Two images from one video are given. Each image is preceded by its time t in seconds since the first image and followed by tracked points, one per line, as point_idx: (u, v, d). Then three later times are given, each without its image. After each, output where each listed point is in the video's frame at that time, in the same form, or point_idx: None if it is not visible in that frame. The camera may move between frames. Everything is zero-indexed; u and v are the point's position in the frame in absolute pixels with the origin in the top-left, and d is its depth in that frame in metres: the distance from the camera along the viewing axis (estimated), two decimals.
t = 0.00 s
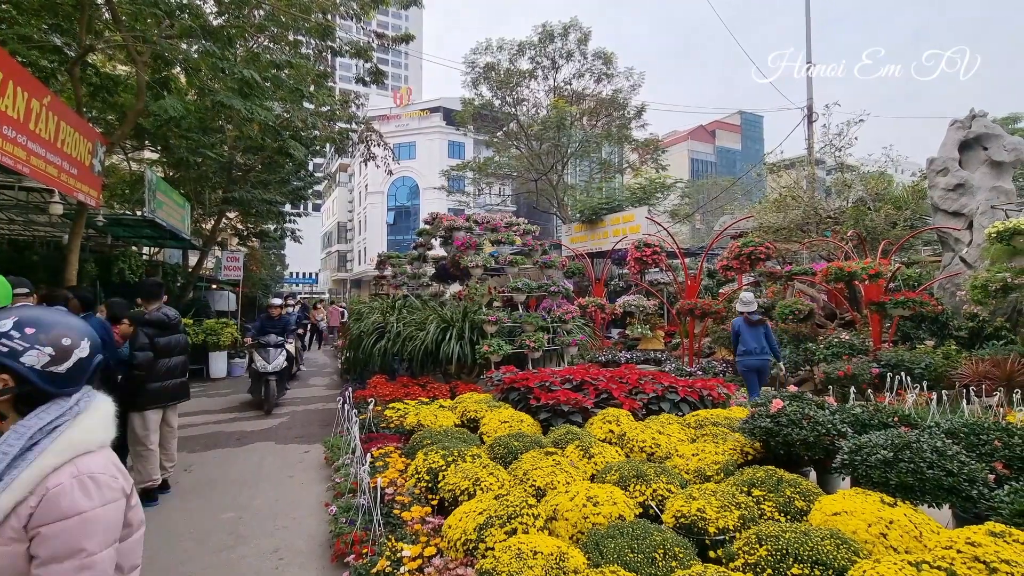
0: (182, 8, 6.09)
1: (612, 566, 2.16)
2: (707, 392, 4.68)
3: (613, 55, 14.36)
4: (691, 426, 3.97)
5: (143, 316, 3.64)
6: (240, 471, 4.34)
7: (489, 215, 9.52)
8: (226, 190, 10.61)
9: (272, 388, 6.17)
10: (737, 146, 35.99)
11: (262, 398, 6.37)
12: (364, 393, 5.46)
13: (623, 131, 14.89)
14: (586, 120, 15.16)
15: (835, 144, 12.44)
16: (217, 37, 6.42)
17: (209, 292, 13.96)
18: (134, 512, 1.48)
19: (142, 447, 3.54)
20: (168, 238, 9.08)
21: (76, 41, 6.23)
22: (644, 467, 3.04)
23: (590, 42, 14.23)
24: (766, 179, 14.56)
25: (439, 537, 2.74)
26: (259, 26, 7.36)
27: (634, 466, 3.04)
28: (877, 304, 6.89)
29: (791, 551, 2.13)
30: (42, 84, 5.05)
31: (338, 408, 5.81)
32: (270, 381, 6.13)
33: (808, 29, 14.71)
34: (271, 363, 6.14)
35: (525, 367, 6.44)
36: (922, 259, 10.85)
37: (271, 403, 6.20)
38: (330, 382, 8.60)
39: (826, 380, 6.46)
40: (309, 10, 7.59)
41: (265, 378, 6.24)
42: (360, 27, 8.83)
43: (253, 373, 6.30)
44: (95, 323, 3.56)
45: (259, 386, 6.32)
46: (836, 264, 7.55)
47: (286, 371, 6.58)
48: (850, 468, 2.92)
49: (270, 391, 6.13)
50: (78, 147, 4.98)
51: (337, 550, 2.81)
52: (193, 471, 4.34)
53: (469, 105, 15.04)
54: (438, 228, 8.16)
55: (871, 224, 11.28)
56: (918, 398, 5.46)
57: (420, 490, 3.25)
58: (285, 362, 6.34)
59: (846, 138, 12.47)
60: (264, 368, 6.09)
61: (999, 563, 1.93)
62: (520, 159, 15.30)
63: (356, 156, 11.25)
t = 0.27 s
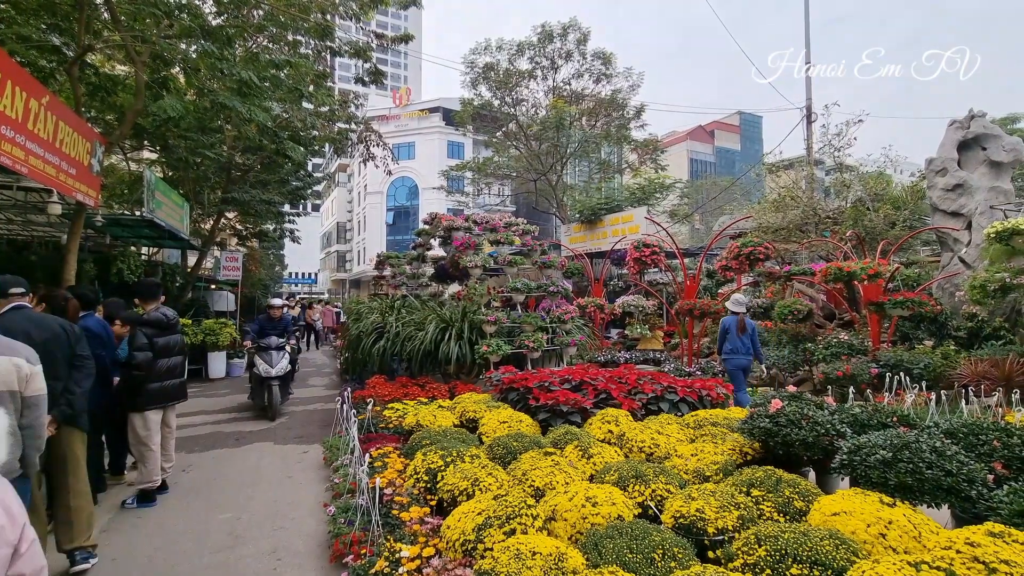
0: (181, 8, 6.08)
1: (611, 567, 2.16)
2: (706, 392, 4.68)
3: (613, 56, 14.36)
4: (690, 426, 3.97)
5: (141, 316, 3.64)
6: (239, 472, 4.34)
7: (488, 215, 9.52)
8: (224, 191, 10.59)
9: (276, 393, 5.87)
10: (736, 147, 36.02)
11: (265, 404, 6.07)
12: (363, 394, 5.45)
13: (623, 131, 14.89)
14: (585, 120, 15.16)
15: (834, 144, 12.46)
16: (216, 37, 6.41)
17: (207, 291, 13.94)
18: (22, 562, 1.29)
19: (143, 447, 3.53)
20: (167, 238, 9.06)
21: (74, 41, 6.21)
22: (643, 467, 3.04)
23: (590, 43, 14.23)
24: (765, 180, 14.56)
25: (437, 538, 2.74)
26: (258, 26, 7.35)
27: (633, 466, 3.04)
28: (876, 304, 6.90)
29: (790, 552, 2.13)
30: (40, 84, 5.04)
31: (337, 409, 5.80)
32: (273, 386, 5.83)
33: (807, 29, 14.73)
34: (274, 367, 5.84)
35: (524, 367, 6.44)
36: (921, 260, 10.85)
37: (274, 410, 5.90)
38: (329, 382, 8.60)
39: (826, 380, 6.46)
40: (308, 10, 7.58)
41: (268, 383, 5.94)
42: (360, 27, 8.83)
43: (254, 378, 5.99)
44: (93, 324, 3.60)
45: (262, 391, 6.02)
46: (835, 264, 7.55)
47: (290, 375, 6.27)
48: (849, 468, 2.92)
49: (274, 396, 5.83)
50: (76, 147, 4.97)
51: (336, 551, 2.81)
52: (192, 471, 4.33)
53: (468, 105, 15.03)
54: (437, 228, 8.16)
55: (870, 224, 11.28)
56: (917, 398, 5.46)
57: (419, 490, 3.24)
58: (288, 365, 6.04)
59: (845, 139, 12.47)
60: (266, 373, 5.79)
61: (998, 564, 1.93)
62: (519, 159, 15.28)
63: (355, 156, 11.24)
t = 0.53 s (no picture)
0: (179, 8, 6.07)
1: (611, 568, 2.15)
2: (706, 392, 4.67)
3: (612, 56, 14.35)
4: (689, 426, 3.97)
5: (139, 317, 3.62)
6: (237, 472, 4.33)
7: (487, 215, 9.51)
8: (223, 190, 10.57)
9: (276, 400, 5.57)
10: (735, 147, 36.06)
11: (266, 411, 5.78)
12: (361, 394, 5.43)
13: (622, 131, 14.88)
14: (584, 120, 15.15)
15: (833, 144, 12.46)
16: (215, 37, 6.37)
17: (206, 292, 13.92)
18: None
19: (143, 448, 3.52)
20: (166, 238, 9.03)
21: (72, 40, 6.19)
22: (643, 468, 3.03)
23: (589, 43, 14.23)
24: (764, 180, 14.56)
25: (437, 538, 2.73)
26: (256, 26, 7.32)
27: (633, 466, 3.04)
28: (875, 304, 6.89)
29: (790, 553, 2.12)
30: (39, 83, 5.02)
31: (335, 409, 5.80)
32: (274, 392, 5.53)
33: (806, 29, 14.73)
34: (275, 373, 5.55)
35: (523, 367, 6.43)
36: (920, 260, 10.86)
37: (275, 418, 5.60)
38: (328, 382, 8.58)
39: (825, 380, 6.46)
40: (307, 10, 7.57)
41: (269, 390, 5.64)
42: (359, 27, 8.82)
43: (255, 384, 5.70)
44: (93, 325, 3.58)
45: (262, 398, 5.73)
46: (835, 264, 7.54)
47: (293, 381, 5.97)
48: (849, 469, 2.92)
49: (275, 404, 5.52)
50: (74, 147, 4.95)
51: (334, 552, 2.80)
52: (191, 472, 4.32)
53: (467, 106, 15.02)
54: (437, 228, 8.14)
55: (869, 225, 11.28)
56: (917, 398, 5.45)
57: (418, 491, 3.23)
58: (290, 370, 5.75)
59: (844, 139, 12.47)
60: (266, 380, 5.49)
61: (999, 564, 1.92)
62: (519, 159, 15.27)
63: (354, 156, 11.22)
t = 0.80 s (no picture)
0: (178, 7, 6.05)
1: (612, 570, 2.14)
2: (706, 393, 4.67)
3: (611, 56, 14.35)
4: (690, 426, 3.96)
5: (138, 317, 3.61)
6: (236, 473, 4.31)
7: (486, 215, 9.50)
8: (222, 190, 10.55)
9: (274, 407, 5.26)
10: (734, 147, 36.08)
11: (265, 419, 5.46)
12: (361, 395, 5.42)
13: (621, 131, 14.88)
14: (584, 120, 15.14)
15: (833, 144, 12.45)
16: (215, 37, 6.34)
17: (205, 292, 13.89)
18: None
19: (141, 449, 3.50)
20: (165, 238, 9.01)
21: (71, 40, 6.18)
22: (644, 469, 3.02)
23: (588, 43, 14.22)
24: (764, 180, 14.56)
25: (437, 540, 2.72)
26: (255, 26, 7.31)
27: (634, 467, 3.03)
28: (875, 304, 6.89)
29: (793, 554, 2.11)
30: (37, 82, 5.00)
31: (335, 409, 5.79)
32: (272, 399, 5.21)
33: (806, 30, 14.72)
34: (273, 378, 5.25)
35: (523, 368, 6.42)
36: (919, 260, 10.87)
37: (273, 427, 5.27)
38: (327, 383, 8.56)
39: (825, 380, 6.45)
40: (307, 9, 7.56)
41: (268, 396, 5.33)
42: (358, 27, 8.80)
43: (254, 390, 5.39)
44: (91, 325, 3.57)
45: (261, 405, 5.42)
46: (835, 264, 7.53)
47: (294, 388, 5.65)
48: (851, 469, 2.92)
49: (272, 411, 5.21)
50: (73, 146, 4.93)
51: (335, 553, 2.78)
52: (190, 473, 4.30)
53: (467, 105, 15.01)
54: (436, 228, 8.13)
55: (869, 225, 11.28)
56: (917, 399, 5.45)
57: (418, 492, 3.22)
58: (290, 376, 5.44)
59: (844, 139, 12.47)
60: (264, 385, 5.19)
61: (1002, 566, 1.92)
62: (518, 159, 15.25)
63: (353, 156, 11.20)
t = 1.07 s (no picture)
0: (177, 7, 6.04)
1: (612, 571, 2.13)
2: (706, 393, 4.66)
3: (611, 56, 14.35)
4: (690, 426, 3.95)
5: (135, 316, 3.60)
6: (235, 474, 4.30)
7: (485, 215, 9.49)
8: (221, 190, 10.53)
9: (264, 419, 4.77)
10: (734, 147, 36.11)
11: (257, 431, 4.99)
12: (360, 395, 5.41)
13: (620, 131, 14.87)
14: (583, 120, 15.14)
15: (832, 144, 12.45)
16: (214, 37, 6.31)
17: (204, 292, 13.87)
18: None
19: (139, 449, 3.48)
20: (163, 237, 8.99)
21: (70, 40, 6.16)
22: (644, 469, 3.01)
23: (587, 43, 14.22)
24: (763, 180, 14.57)
25: (436, 540, 2.71)
26: (254, 25, 7.29)
27: (634, 467, 3.02)
28: (874, 304, 6.88)
29: (794, 555, 2.11)
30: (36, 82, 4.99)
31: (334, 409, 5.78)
32: (262, 410, 4.72)
33: (805, 30, 14.73)
34: (265, 386, 4.78)
35: (523, 368, 6.41)
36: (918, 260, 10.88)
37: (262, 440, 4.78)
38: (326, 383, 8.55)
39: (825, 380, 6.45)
40: (305, 8, 7.54)
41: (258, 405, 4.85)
42: (357, 26, 8.79)
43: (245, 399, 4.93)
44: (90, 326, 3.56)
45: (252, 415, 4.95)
46: (834, 264, 7.53)
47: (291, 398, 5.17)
48: (852, 469, 2.92)
49: (261, 423, 4.71)
50: (71, 146, 4.92)
51: (334, 554, 2.77)
52: (188, 473, 4.29)
53: (466, 105, 14.99)
54: (436, 228, 8.12)
55: (868, 225, 11.28)
56: (916, 399, 5.45)
57: (417, 492, 3.21)
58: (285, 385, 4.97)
59: (843, 139, 12.47)
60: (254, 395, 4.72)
61: (1004, 566, 1.91)
62: (517, 159, 15.24)
63: (352, 156, 11.19)
